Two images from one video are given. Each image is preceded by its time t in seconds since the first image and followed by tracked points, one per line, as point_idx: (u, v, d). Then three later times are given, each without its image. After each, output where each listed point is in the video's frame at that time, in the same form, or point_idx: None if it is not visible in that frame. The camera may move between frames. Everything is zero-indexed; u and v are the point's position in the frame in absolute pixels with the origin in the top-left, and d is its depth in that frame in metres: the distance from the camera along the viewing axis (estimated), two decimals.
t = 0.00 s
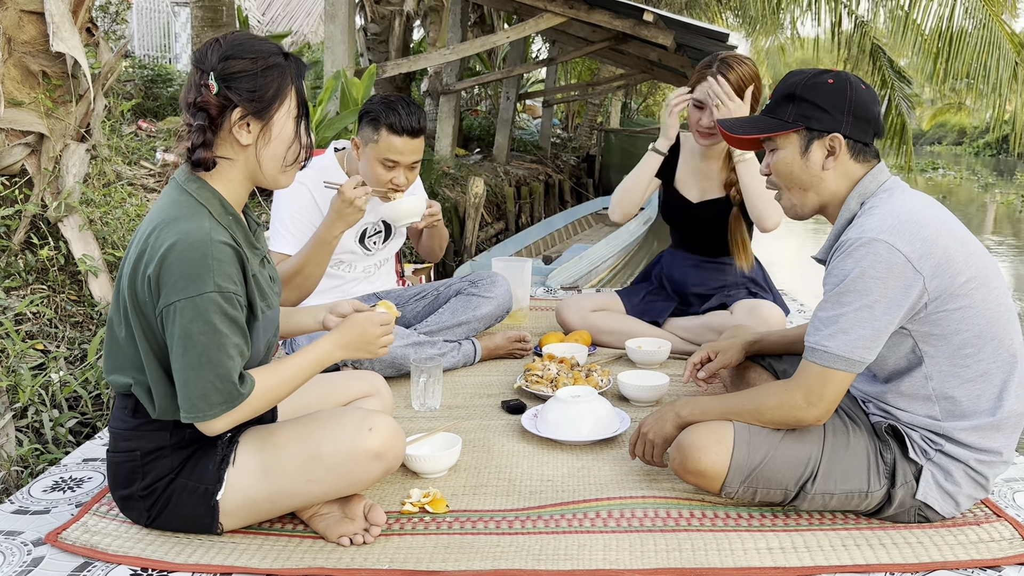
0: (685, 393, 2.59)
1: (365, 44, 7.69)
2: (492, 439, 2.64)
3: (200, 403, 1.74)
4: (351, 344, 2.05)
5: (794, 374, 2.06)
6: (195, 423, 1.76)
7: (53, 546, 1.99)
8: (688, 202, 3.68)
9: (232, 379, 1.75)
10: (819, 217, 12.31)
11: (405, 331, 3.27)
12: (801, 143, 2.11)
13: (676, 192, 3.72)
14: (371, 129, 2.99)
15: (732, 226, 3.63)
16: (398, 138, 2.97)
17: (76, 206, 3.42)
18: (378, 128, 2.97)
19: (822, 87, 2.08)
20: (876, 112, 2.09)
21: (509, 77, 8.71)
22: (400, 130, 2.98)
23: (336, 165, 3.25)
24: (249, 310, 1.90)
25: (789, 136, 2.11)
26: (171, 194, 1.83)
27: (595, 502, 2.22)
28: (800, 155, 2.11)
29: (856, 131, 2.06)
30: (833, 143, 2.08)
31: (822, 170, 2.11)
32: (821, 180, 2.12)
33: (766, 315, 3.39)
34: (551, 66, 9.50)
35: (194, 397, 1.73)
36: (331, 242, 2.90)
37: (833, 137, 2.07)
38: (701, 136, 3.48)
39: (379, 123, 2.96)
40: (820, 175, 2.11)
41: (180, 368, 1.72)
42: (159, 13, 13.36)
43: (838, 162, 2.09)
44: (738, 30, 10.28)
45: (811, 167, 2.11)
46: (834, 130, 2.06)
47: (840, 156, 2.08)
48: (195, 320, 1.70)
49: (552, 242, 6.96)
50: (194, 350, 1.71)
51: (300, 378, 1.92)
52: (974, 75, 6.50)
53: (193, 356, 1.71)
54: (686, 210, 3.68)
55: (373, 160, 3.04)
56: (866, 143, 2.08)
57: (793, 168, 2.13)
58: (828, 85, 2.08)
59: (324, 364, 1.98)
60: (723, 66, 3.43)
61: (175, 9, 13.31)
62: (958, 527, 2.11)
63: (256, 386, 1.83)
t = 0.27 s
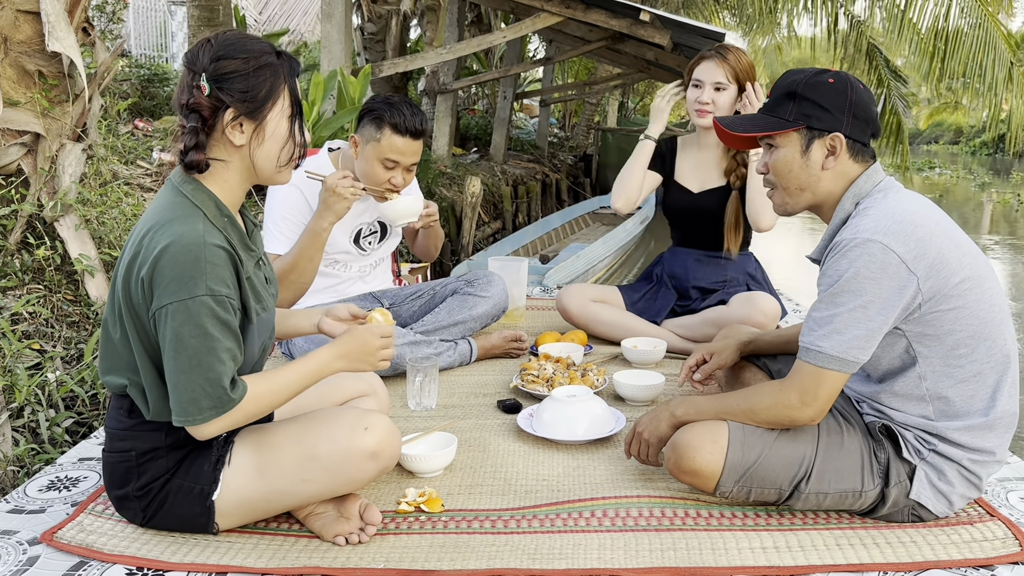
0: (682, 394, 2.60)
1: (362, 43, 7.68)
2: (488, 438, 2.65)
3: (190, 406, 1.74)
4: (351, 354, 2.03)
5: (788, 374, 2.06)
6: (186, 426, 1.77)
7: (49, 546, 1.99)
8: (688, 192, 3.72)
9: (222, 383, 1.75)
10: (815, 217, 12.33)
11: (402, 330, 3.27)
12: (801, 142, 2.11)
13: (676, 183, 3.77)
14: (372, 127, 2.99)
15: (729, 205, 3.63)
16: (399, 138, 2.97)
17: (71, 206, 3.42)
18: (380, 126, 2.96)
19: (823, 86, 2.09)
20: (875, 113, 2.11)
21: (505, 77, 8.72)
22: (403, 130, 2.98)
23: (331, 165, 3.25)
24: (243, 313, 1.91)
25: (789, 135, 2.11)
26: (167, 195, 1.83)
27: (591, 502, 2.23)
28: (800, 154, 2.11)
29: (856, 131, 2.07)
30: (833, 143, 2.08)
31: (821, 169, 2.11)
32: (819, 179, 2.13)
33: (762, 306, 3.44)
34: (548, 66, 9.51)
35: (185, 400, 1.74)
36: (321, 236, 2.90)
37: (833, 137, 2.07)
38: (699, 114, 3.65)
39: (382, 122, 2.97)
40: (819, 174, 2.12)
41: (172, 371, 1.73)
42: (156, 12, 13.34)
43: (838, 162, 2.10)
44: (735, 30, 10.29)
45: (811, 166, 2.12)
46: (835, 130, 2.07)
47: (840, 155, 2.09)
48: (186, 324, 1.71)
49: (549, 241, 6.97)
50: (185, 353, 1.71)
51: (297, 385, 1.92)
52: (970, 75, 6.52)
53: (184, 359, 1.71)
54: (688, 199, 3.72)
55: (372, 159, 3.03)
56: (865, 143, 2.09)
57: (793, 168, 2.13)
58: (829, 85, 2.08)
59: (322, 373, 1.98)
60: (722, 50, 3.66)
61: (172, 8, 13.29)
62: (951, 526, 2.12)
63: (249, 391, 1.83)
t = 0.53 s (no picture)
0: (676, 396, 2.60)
1: (358, 42, 7.68)
2: (481, 439, 2.65)
3: (182, 411, 1.74)
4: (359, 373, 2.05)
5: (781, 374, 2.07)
6: (177, 431, 1.77)
7: (42, 546, 1.99)
8: (683, 192, 3.72)
9: (215, 389, 1.75)
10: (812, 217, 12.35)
11: (396, 331, 3.27)
12: (797, 142, 2.11)
13: (669, 183, 3.78)
14: (371, 129, 2.98)
15: (730, 203, 3.65)
16: (396, 140, 2.97)
17: (66, 206, 3.42)
18: (378, 128, 2.96)
19: (820, 86, 2.08)
20: (870, 114, 2.11)
21: (502, 76, 8.72)
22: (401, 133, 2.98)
23: (326, 166, 3.26)
24: (237, 317, 1.90)
25: (785, 135, 2.12)
26: (162, 198, 1.83)
27: (584, 502, 2.23)
28: (796, 153, 2.12)
29: (851, 131, 2.08)
30: (829, 143, 2.09)
31: (817, 169, 2.12)
32: (815, 179, 2.13)
33: (756, 299, 3.45)
34: (544, 65, 9.51)
35: (177, 405, 1.74)
36: (318, 237, 2.92)
37: (830, 137, 2.08)
38: (692, 110, 3.66)
39: (380, 124, 2.96)
40: (815, 174, 2.13)
41: (164, 376, 1.73)
42: (152, 12, 13.32)
43: (833, 161, 2.11)
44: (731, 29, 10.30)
45: (807, 166, 2.12)
46: (831, 130, 2.08)
47: (835, 155, 2.10)
48: (179, 329, 1.71)
49: (545, 241, 6.98)
50: (178, 358, 1.72)
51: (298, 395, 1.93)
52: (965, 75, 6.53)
53: (176, 364, 1.72)
54: (683, 199, 3.72)
55: (367, 160, 3.03)
56: (860, 143, 2.10)
57: (788, 167, 2.14)
58: (826, 86, 2.08)
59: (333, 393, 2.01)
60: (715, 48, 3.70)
61: (167, 7, 13.27)
62: (942, 526, 2.13)
63: (242, 398, 1.84)
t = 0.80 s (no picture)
0: (673, 397, 2.60)
1: (354, 42, 7.67)
2: (478, 439, 2.65)
3: (186, 412, 1.75)
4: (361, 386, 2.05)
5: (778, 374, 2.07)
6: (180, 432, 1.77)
7: (38, 547, 1.99)
8: (677, 193, 3.73)
9: (220, 389, 1.76)
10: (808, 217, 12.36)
11: (393, 331, 3.27)
12: (795, 141, 2.11)
13: (663, 184, 3.79)
14: (376, 126, 2.98)
15: (725, 202, 3.65)
16: (400, 139, 2.97)
17: (61, 206, 3.41)
18: (382, 127, 2.96)
19: (818, 86, 2.09)
20: (868, 114, 2.12)
21: (498, 76, 8.72)
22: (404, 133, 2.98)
23: (327, 164, 3.25)
24: (240, 319, 1.90)
25: (784, 134, 2.12)
26: (165, 199, 1.83)
27: (581, 501, 2.23)
28: (795, 153, 2.12)
29: (850, 131, 2.08)
30: (828, 142, 2.09)
31: (816, 168, 2.12)
32: (814, 178, 2.13)
33: (750, 304, 3.43)
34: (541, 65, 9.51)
35: (180, 406, 1.74)
36: (322, 235, 2.91)
37: (829, 137, 2.08)
38: (689, 112, 3.69)
39: (383, 123, 2.96)
40: (814, 173, 2.12)
41: (167, 377, 1.73)
42: (149, 12, 13.30)
43: (832, 161, 2.10)
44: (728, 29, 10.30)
45: (806, 165, 2.12)
46: (830, 130, 2.07)
47: (834, 155, 2.10)
48: (183, 330, 1.71)
49: (542, 240, 6.98)
50: (182, 359, 1.72)
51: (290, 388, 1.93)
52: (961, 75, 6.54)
53: (180, 365, 1.72)
54: (679, 200, 3.72)
55: (370, 158, 3.03)
56: (859, 143, 2.10)
57: (787, 166, 2.14)
58: (825, 85, 2.08)
59: (341, 407, 2.03)
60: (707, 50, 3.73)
61: (164, 7, 13.24)
62: (938, 526, 2.13)
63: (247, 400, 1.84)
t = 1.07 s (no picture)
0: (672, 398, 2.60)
1: (352, 42, 7.67)
2: (477, 439, 2.65)
3: (186, 411, 1.74)
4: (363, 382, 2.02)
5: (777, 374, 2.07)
6: (178, 431, 1.77)
7: (36, 548, 1.98)
8: (673, 192, 3.73)
9: (220, 389, 1.76)
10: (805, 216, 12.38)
11: (391, 331, 3.27)
12: (792, 143, 2.11)
13: (660, 183, 3.77)
14: (378, 131, 2.98)
15: (720, 201, 3.65)
16: (404, 140, 2.96)
17: (58, 206, 3.40)
18: (385, 129, 2.95)
19: (815, 87, 2.09)
20: (864, 115, 2.12)
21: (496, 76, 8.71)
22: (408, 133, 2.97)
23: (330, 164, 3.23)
24: (241, 319, 1.90)
25: (780, 136, 2.12)
26: (167, 199, 1.82)
27: (579, 501, 2.23)
28: (792, 154, 2.12)
29: (847, 132, 2.08)
30: (825, 144, 2.09)
31: (813, 169, 2.12)
32: (810, 179, 2.13)
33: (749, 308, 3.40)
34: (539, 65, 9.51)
35: (180, 406, 1.74)
36: (325, 238, 2.91)
37: (825, 138, 2.08)
38: (683, 115, 3.68)
39: (386, 125, 2.96)
40: (810, 174, 2.13)
41: (168, 376, 1.73)
42: (145, 11, 13.29)
43: (828, 162, 2.11)
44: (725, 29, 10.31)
45: (802, 166, 2.12)
46: (827, 131, 2.08)
47: (831, 156, 2.10)
48: (185, 329, 1.71)
49: (540, 240, 6.98)
50: (184, 359, 1.71)
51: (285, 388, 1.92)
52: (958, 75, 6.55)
53: (182, 364, 1.72)
54: (674, 199, 3.72)
55: (375, 161, 3.03)
56: (855, 144, 2.11)
57: (783, 168, 2.14)
58: (821, 86, 2.08)
59: (342, 408, 2.02)
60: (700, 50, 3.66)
61: (161, 6, 13.22)
62: (936, 525, 2.14)
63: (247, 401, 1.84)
